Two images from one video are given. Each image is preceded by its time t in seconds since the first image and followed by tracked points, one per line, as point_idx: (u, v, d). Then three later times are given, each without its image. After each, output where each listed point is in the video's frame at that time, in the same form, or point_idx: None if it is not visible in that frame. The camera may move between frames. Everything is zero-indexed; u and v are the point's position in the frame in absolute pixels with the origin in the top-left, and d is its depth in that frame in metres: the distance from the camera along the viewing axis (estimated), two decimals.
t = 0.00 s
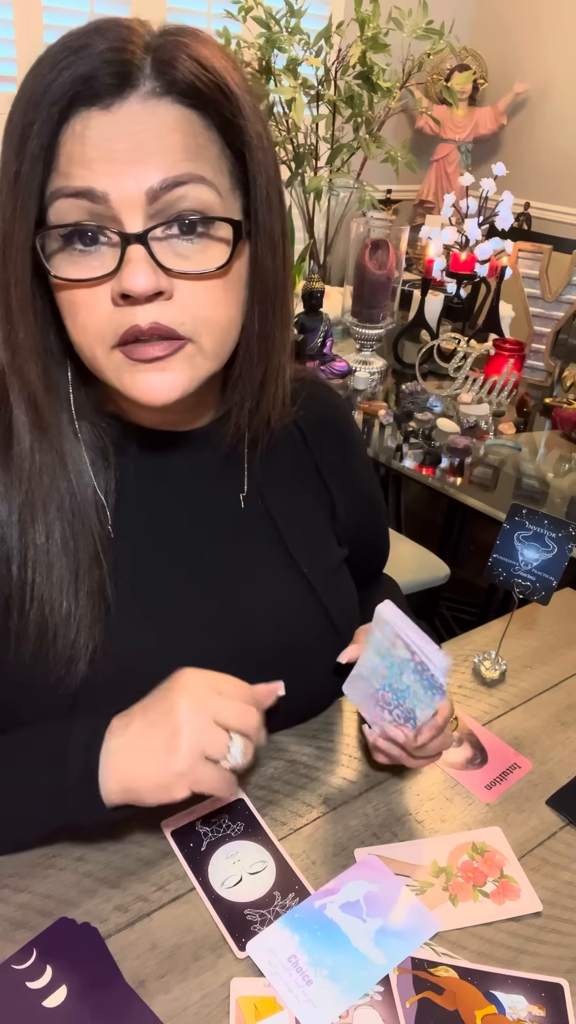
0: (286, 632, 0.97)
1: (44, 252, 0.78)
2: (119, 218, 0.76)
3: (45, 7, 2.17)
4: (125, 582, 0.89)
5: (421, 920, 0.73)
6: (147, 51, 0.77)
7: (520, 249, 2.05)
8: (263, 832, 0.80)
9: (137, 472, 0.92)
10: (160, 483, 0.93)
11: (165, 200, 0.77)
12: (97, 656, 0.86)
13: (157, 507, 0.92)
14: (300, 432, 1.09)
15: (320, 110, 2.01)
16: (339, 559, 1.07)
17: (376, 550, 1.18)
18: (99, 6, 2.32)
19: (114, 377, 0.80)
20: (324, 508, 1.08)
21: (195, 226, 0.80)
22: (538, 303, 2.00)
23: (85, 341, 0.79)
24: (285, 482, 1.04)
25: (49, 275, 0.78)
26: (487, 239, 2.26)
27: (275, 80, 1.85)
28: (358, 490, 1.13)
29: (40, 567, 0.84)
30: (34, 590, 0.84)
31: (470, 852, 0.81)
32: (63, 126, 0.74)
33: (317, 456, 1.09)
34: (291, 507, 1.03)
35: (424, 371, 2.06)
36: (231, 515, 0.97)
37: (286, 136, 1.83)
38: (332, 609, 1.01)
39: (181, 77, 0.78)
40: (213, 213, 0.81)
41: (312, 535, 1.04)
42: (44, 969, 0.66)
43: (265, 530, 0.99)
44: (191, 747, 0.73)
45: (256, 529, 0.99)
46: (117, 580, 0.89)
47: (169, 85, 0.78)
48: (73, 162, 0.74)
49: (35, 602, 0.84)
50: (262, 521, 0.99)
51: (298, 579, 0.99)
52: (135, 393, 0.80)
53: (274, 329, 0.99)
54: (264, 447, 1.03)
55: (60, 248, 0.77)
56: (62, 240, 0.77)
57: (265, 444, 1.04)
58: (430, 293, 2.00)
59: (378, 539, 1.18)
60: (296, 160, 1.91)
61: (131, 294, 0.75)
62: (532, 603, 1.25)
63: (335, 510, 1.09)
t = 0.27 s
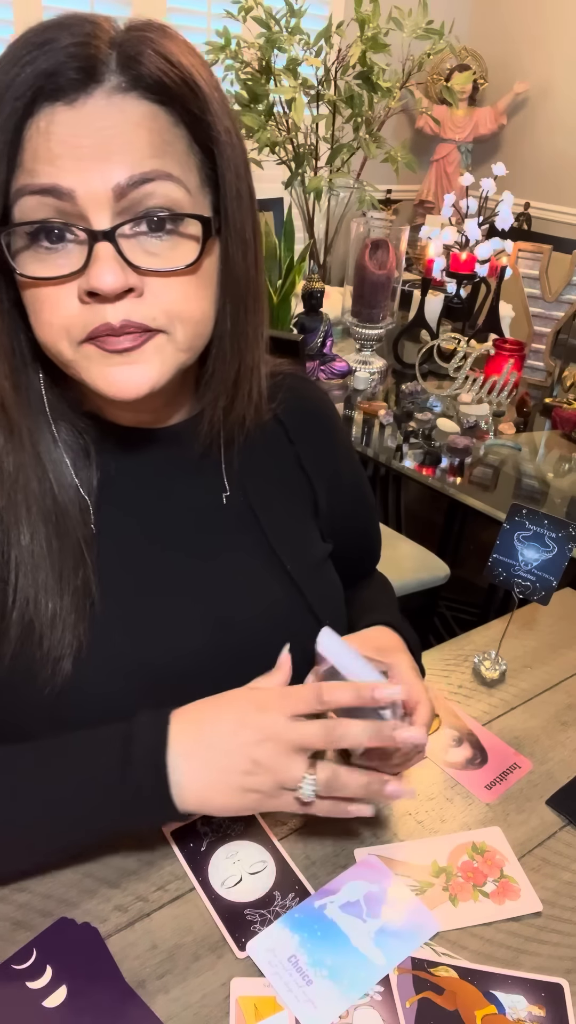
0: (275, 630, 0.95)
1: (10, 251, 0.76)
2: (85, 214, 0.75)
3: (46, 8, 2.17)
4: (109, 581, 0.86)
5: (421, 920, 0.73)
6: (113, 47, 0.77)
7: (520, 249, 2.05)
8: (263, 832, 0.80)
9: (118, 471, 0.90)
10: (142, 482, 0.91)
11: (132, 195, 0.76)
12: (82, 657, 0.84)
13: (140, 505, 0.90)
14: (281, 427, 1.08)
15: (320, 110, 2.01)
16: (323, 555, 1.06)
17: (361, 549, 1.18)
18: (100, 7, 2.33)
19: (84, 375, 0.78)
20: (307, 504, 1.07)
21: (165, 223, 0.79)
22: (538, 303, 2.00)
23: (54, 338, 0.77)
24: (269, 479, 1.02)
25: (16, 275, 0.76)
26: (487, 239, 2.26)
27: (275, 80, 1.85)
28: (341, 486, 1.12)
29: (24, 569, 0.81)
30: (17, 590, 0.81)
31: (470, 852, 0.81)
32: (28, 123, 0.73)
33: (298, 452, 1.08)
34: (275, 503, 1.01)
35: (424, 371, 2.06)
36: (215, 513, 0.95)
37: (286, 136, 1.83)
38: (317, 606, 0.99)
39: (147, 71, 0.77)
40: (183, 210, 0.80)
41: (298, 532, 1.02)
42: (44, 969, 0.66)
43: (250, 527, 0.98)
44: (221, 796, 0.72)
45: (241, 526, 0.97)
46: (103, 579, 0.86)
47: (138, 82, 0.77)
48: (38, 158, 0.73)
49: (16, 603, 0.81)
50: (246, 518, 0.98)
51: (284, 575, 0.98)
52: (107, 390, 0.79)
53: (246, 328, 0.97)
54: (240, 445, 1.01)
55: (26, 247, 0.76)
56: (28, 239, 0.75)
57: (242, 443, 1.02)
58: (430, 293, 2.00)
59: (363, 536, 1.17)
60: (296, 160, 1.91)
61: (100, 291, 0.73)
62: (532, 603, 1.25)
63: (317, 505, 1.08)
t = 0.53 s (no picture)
0: (262, 627, 0.94)
1: None
2: (59, 214, 0.72)
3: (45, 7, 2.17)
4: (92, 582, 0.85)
5: (421, 920, 0.73)
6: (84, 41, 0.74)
7: (520, 249, 2.06)
8: (263, 832, 0.80)
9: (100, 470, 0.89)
10: (123, 484, 0.89)
11: (105, 195, 0.73)
12: (66, 660, 0.83)
13: (123, 505, 0.89)
14: (264, 423, 1.05)
15: (320, 110, 2.01)
16: (310, 551, 1.04)
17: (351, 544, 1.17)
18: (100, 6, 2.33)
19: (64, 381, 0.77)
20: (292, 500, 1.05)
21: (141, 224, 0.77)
22: (538, 303, 2.00)
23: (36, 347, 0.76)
24: (255, 476, 1.01)
25: None
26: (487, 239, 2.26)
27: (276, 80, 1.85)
28: (328, 481, 1.11)
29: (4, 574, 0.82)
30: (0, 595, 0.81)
31: (470, 852, 0.81)
32: None
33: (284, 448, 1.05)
34: (261, 500, 1.00)
35: (424, 371, 2.05)
36: (198, 510, 0.93)
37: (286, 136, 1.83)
38: (302, 602, 0.98)
39: (119, 67, 0.74)
40: (157, 210, 0.78)
41: (284, 529, 1.01)
42: (44, 969, 0.66)
43: (234, 524, 0.96)
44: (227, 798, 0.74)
45: (225, 523, 0.95)
46: (88, 581, 0.85)
47: (109, 80, 0.74)
48: (8, 158, 0.70)
49: None
50: (230, 515, 0.96)
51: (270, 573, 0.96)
52: (86, 398, 0.77)
53: (221, 327, 0.94)
54: (219, 445, 0.99)
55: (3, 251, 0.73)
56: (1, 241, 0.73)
57: (222, 444, 1.00)
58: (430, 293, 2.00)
59: (352, 530, 1.15)
60: (296, 160, 1.91)
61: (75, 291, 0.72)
62: (531, 603, 1.25)
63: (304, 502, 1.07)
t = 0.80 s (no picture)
0: (264, 615, 0.93)
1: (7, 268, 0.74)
2: (79, 228, 0.72)
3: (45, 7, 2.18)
4: (97, 563, 0.85)
5: (421, 920, 0.73)
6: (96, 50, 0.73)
7: (519, 250, 2.05)
8: (264, 832, 0.80)
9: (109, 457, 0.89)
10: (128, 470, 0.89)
11: (123, 206, 0.73)
12: (67, 641, 0.83)
13: (126, 489, 0.88)
14: (269, 411, 1.05)
15: (320, 110, 2.01)
16: (313, 540, 1.04)
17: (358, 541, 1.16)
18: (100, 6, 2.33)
19: (89, 389, 0.79)
20: (296, 489, 1.05)
21: (156, 233, 0.76)
22: (538, 303, 2.00)
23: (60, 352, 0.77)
24: (259, 464, 1.00)
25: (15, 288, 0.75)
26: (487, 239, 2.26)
27: (275, 80, 1.85)
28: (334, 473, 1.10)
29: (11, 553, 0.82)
30: (7, 578, 0.82)
31: (470, 852, 0.81)
32: (15, 137, 0.70)
33: (289, 436, 1.05)
34: (265, 488, 0.99)
35: (424, 371, 2.05)
36: (203, 495, 0.93)
37: (285, 136, 1.83)
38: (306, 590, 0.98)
39: (129, 76, 0.73)
40: (172, 218, 0.78)
41: (288, 518, 1.00)
42: (44, 968, 0.66)
43: (237, 509, 0.96)
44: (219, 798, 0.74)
45: (228, 508, 0.95)
46: (93, 563, 0.85)
47: (119, 89, 0.73)
48: (28, 176, 0.70)
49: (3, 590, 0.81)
50: (234, 500, 0.96)
51: (273, 561, 0.96)
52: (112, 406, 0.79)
53: (229, 320, 0.96)
54: (222, 436, 0.99)
55: (25, 264, 0.74)
56: (26, 257, 0.73)
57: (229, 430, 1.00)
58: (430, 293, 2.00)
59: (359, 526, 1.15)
60: (296, 160, 1.91)
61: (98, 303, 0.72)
62: (532, 603, 1.25)
63: (307, 490, 1.06)
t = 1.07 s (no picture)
0: (286, 594, 0.95)
1: (80, 269, 0.72)
2: (149, 238, 0.71)
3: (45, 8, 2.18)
4: (136, 532, 0.86)
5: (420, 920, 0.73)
6: (169, 65, 0.71)
7: (520, 249, 2.05)
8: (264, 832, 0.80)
9: (149, 438, 0.89)
10: (167, 451, 0.90)
11: (193, 218, 0.73)
12: (104, 606, 0.84)
13: (165, 465, 0.90)
14: (296, 402, 1.07)
15: (319, 109, 2.01)
16: (335, 526, 1.06)
17: (376, 537, 1.17)
18: (100, 7, 2.34)
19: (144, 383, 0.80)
20: (320, 475, 1.07)
21: (222, 243, 0.76)
22: (538, 303, 2.00)
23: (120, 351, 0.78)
24: (283, 446, 1.02)
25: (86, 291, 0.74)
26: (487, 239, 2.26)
27: (275, 80, 1.85)
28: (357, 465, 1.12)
29: (56, 527, 0.81)
30: (48, 547, 0.81)
31: (470, 852, 0.81)
32: (98, 152, 0.68)
33: (314, 426, 1.07)
34: (288, 470, 1.01)
35: (424, 371, 2.06)
36: (234, 475, 0.95)
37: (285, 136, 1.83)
38: (331, 571, 1.00)
39: (198, 97, 0.72)
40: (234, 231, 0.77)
41: (309, 500, 1.02)
42: (44, 969, 0.66)
43: (266, 490, 0.98)
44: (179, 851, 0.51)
45: (257, 489, 0.97)
46: (132, 532, 0.86)
47: (194, 110, 0.72)
48: (108, 190, 0.69)
49: (42, 558, 0.81)
50: (262, 482, 0.98)
51: (297, 539, 0.98)
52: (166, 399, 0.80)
53: (275, 323, 0.98)
54: (262, 441, 1.00)
55: (94, 267, 0.72)
56: (99, 263, 0.72)
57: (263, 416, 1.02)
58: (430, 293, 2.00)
59: (378, 521, 1.16)
60: (296, 160, 1.91)
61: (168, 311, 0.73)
62: (532, 602, 1.25)
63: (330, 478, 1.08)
